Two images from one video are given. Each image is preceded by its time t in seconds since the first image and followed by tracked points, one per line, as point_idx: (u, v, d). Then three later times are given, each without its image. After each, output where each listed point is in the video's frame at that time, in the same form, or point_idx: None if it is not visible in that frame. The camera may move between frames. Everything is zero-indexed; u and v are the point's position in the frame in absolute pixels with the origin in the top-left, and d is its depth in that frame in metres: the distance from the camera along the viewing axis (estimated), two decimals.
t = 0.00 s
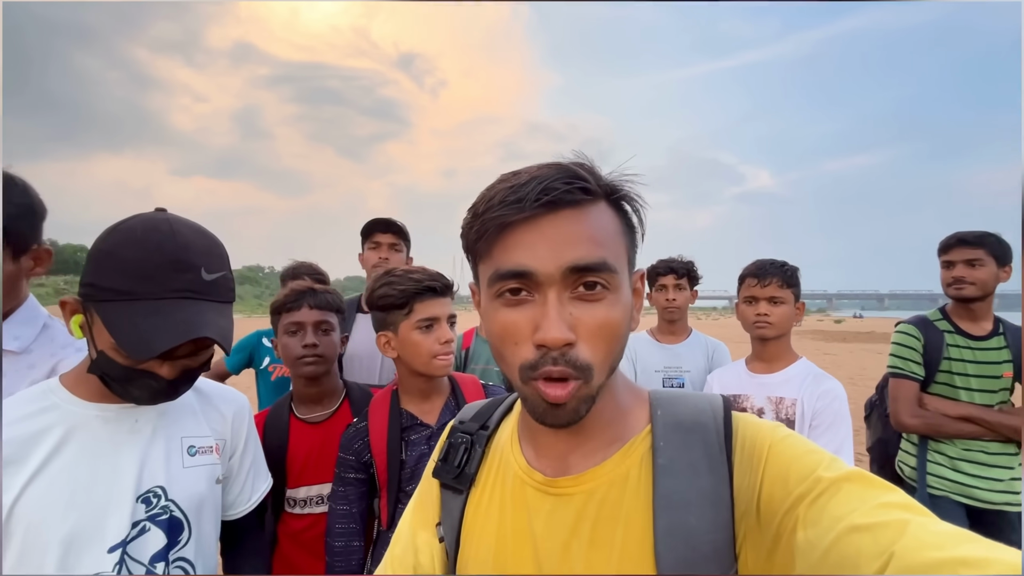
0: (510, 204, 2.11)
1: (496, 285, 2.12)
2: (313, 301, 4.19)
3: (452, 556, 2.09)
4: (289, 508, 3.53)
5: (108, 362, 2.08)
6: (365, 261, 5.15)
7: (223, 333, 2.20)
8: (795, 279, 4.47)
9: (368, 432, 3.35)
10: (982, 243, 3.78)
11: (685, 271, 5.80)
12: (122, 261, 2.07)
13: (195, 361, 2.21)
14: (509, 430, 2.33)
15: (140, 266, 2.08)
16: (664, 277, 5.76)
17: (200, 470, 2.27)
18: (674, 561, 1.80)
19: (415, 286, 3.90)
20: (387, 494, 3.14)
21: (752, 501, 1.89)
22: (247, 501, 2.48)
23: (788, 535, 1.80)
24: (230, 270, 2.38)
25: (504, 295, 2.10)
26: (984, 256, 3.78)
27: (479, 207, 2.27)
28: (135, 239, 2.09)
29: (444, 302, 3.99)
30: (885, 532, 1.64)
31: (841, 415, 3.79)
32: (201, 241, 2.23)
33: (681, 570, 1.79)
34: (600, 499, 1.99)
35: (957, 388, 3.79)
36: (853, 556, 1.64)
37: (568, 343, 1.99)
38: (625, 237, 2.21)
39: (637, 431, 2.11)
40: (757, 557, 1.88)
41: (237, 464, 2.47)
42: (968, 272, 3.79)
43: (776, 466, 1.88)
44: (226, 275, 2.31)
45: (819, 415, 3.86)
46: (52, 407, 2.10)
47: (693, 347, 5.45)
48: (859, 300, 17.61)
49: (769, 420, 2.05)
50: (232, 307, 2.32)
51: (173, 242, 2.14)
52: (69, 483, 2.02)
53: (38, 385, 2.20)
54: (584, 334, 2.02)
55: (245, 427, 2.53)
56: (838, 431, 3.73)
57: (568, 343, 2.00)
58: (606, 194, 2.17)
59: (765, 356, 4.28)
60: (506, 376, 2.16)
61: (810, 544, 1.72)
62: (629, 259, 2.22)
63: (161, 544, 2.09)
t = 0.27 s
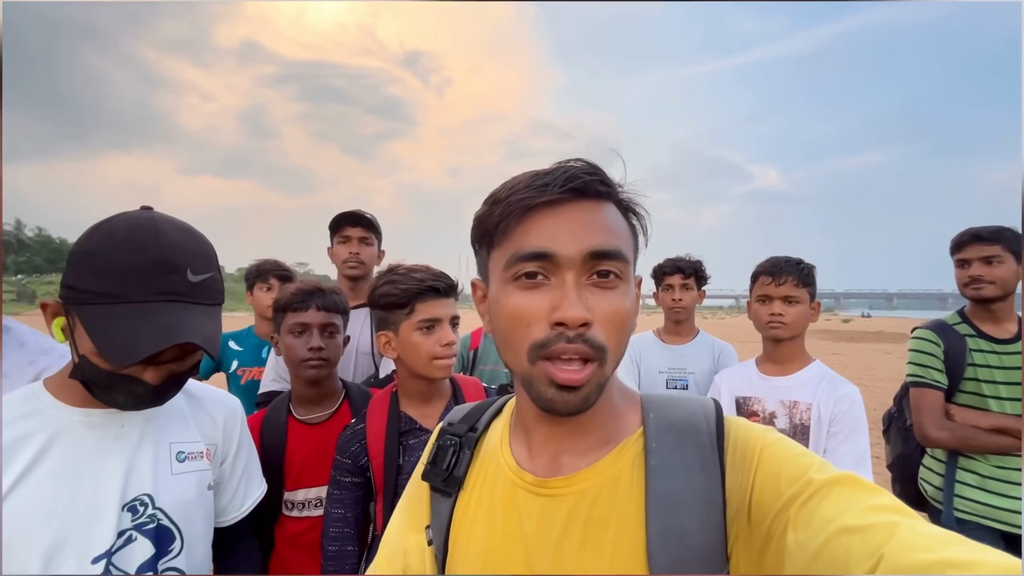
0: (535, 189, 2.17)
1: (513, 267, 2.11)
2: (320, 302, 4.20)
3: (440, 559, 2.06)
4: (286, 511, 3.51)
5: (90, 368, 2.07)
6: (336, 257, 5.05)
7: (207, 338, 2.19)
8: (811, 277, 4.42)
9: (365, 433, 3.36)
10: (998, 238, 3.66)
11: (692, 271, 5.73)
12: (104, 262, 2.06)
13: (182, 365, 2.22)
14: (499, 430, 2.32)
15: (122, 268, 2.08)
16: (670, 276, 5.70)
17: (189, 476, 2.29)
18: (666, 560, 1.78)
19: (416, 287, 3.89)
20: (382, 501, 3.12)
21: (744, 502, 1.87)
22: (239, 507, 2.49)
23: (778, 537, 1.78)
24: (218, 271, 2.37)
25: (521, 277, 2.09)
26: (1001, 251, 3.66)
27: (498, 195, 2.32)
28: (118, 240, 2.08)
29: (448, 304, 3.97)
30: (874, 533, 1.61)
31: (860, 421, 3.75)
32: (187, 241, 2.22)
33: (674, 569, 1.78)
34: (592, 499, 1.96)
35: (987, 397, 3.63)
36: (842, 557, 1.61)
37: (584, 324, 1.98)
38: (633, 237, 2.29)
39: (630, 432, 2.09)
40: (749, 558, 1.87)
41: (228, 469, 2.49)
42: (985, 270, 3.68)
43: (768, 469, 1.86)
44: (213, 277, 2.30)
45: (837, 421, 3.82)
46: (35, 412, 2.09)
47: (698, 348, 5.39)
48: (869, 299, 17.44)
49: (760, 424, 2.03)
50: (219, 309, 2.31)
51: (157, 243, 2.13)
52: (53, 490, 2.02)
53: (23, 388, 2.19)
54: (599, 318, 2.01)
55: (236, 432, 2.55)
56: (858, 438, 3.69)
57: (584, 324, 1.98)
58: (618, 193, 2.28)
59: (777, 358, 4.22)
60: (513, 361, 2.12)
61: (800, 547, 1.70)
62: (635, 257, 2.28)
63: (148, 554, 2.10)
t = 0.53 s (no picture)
0: (535, 189, 2.23)
1: (511, 262, 2.12)
2: (337, 307, 4.24)
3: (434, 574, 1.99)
4: (293, 515, 3.49)
5: (73, 376, 2.03)
6: (316, 258, 4.98)
7: (194, 346, 2.14)
8: (819, 280, 4.34)
9: (352, 440, 3.33)
10: (1003, 240, 3.56)
11: (694, 274, 5.68)
12: (87, 267, 2.01)
13: (170, 373, 2.17)
14: (496, 442, 2.26)
15: (105, 273, 2.03)
16: (670, 278, 5.65)
17: (178, 486, 2.24)
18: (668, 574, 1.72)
19: (393, 292, 3.80)
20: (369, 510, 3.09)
21: (746, 517, 1.82)
22: (231, 517, 2.45)
23: (779, 553, 1.72)
24: (207, 275, 2.32)
25: (519, 271, 2.10)
26: (1007, 254, 3.55)
27: (500, 201, 2.38)
28: (102, 244, 2.04)
29: (428, 310, 3.85)
30: (877, 552, 1.54)
31: (876, 428, 3.70)
32: (175, 246, 2.17)
33: None
34: (598, 509, 1.90)
35: (992, 410, 3.53)
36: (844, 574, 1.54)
37: (580, 315, 1.96)
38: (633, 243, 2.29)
39: (631, 444, 2.03)
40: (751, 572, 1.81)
41: (219, 478, 2.44)
42: (990, 273, 3.57)
43: (770, 483, 1.81)
44: (203, 281, 2.26)
45: (853, 429, 3.75)
46: (18, 420, 2.05)
47: (698, 351, 5.32)
48: (871, 301, 17.35)
49: (762, 440, 1.98)
50: (207, 315, 2.26)
51: (142, 247, 2.08)
52: (35, 502, 1.98)
53: (7, 395, 2.15)
54: (595, 311, 1.99)
55: (227, 442, 2.50)
56: (876, 447, 3.64)
57: (580, 314, 1.96)
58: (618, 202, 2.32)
59: (785, 363, 4.15)
60: (509, 357, 2.07)
61: (801, 563, 1.63)
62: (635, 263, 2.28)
63: (134, 567, 2.06)
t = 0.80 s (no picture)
0: (504, 192, 2.21)
1: (487, 270, 2.13)
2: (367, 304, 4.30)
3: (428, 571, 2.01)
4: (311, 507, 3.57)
5: (72, 366, 2.05)
6: (308, 256, 4.88)
7: (192, 335, 2.17)
8: (818, 277, 4.32)
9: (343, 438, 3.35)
10: (1004, 238, 3.54)
11: (690, 270, 5.64)
12: (86, 256, 2.03)
13: (168, 364, 2.19)
14: (490, 438, 2.27)
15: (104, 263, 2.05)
16: (668, 276, 5.61)
17: (174, 480, 2.27)
18: (661, 566, 1.73)
19: (362, 294, 3.74)
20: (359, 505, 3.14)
21: (738, 507, 1.82)
22: (228, 511, 2.46)
23: (770, 542, 1.72)
24: (207, 267, 2.33)
25: (496, 280, 2.11)
26: (1007, 253, 3.53)
27: (473, 204, 2.36)
28: (102, 234, 2.05)
29: (403, 309, 3.76)
30: (867, 538, 1.56)
31: (883, 425, 3.70)
32: (175, 238, 2.19)
33: None
34: (586, 506, 1.91)
35: (983, 412, 3.52)
36: (835, 562, 1.55)
37: (558, 322, 1.97)
38: (610, 234, 2.27)
39: (622, 438, 2.04)
40: (742, 563, 1.82)
41: (216, 474, 2.45)
42: (990, 273, 3.56)
43: (761, 471, 1.81)
44: (202, 273, 2.27)
45: (861, 426, 3.75)
46: (17, 411, 2.08)
47: (697, 349, 5.30)
48: (873, 301, 17.30)
49: (752, 429, 1.98)
50: (206, 305, 2.27)
51: (141, 237, 2.10)
52: (34, 493, 2.03)
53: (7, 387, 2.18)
54: (574, 315, 2.00)
55: (225, 434, 2.50)
56: (884, 444, 3.64)
57: (558, 322, 1.97)
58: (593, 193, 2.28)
59: (787, 363, 4.13)
60: (494, 365, 2.11)
61: (792, 551, 1.64)
62: (616, 255, 2.27)
63: (130, 559, 2.10)
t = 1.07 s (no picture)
0: (483, 196, 2.23)
1: (471, 274, 2.16)
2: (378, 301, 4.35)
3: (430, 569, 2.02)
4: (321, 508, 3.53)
5: (85, 360, 2.08)
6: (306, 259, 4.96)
7: (201, 329, 2.19)
8: (818, 278, 4.34)
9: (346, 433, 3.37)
10: (1000, 238, 3.52)
11: (690, 272, 5.68)
12: (98, 253, 2.06)
13: (176, 359, 2.22)
14: (491, 435, 2.29)
15: (116, 259, 2.08)
16: (668, 277, 5.65)
17: (182, 473, 2.31)
18: (660, 563, 1.74)
19: (356, 291, 3.86)
20: (360, 501, 3.17)
21: (736, 502, 1.83)
22: (232, 504, 2.50)
23: (768, 538, 1.75)
24: (214, 265, 2.37)
25: (480, 283, 2.13)
26: (1003, 252, 3.51)
27: (456, 208, 2.39)
28: (114, 233, 2.08)
29: (394, 304, 3.77)
30: (862, 532, 1.58)
31: (883, 426, 3.70)
32: (183, 236, 2.22)
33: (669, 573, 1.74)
34: (585, 503, 1.93)
35: (971, 410, 3.58)
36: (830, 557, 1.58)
37: (541, 322, 1.99)
38: (596, 230, 2.26)
39: (620, 435, 2.06)
40: (740, 561, 1.83)
41: (221, 467, 2.50)
42: (988, 272, 3.52)
43: (758, 467, 1.83)
44: (208, 271, 2.30)
45: (861, 427, 3.75)
46: (31, 406, 2.12)
47: (698, 350, 5.32)
48: (875, 302, 17.27)
49: (751, 424, 2.00)
50: (214, 303, 2.31)
51: (152, 235, 2.13)
52: (45, 485, 2.05)
53: (19, 382, 2.22)
54: (558, 315, 2.01)
55: (229, 430, 2.56)
56: (884, 445, 3.64)
57: (540, 322, 1.99)
58: (577, 191, 2.27)
59: (788, 363, 4.15)
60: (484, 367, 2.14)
61: (789, 546, 1.67)
62: (604, 250, 2.26)
63: (139, 550, 2.12)
